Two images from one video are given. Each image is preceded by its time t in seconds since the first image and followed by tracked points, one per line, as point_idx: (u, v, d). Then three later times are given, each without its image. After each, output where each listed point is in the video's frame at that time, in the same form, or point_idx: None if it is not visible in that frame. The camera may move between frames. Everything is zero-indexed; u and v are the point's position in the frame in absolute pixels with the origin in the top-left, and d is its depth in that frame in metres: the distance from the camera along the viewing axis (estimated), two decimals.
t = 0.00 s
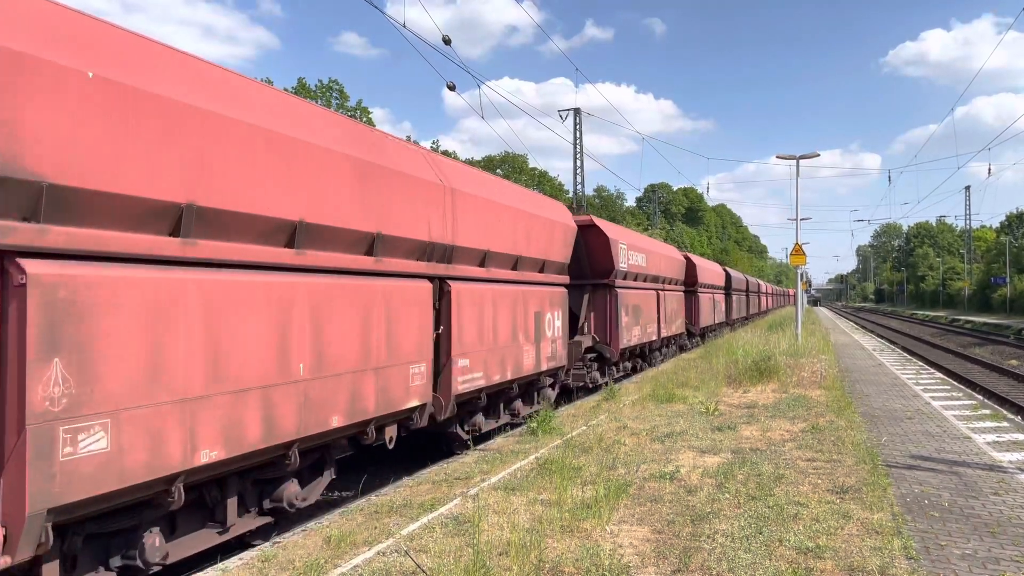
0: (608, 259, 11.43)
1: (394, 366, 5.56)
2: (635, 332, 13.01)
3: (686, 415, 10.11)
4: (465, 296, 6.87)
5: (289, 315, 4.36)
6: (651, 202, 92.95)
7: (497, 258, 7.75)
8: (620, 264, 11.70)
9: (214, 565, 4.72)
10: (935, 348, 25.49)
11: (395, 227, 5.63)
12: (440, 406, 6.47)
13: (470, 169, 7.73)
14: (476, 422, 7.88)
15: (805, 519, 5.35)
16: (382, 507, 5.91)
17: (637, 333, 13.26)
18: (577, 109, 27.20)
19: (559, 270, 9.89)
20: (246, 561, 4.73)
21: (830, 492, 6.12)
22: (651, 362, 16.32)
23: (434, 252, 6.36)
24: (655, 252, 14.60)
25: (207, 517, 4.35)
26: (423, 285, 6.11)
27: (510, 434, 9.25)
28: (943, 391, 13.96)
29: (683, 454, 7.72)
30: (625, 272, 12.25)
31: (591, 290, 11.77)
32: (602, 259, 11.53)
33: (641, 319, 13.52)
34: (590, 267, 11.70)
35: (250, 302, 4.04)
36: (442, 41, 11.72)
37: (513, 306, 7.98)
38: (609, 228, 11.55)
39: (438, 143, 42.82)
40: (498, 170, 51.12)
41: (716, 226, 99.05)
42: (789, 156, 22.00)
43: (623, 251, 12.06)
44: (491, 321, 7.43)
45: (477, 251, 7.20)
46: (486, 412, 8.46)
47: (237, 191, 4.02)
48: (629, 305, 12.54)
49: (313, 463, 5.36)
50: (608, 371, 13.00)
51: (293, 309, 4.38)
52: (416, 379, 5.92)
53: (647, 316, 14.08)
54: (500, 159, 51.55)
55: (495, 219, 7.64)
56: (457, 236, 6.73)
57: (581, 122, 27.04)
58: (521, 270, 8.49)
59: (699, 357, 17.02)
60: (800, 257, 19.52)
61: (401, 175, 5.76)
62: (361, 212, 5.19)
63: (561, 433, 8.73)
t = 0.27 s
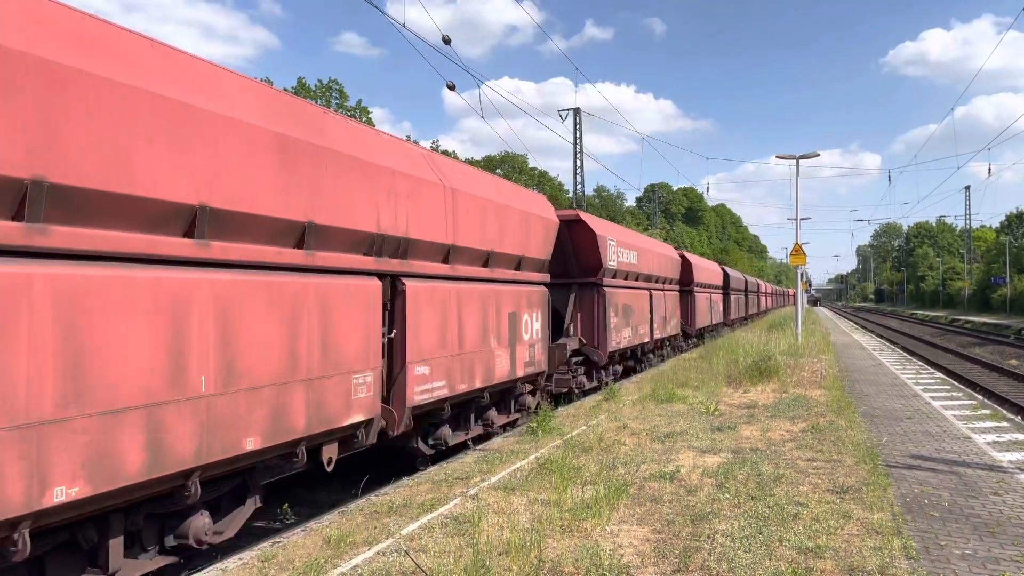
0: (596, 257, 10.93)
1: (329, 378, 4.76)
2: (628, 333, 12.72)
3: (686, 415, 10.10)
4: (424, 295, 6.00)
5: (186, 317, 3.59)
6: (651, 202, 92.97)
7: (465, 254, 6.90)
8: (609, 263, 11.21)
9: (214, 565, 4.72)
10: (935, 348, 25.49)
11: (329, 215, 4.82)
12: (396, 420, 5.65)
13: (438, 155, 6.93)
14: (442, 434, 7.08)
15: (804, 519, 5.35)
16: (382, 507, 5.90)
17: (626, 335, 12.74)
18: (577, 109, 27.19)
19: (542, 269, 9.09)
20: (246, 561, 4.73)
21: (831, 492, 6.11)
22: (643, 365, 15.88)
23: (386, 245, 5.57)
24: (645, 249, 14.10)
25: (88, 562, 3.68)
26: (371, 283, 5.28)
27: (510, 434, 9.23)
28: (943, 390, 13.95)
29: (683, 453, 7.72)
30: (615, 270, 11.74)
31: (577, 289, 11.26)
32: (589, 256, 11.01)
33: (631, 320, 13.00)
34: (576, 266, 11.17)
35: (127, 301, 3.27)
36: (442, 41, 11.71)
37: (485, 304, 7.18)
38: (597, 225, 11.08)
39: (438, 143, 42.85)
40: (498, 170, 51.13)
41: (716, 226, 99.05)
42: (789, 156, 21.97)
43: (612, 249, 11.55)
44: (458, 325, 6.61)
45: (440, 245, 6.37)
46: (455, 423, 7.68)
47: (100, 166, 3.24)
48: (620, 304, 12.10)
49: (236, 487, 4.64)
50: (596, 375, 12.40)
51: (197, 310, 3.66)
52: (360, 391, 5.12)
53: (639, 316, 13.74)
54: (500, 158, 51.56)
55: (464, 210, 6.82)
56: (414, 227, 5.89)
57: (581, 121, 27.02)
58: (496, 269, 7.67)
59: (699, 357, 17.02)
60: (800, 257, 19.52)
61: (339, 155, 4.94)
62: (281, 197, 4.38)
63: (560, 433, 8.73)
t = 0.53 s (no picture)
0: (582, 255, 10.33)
1: (245, 392, 3.99)
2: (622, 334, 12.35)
3: (686, 415, 10.10)
4: (411, 295, 5.72)
5: (135, 319, 3.30)
6: (651, 202, 92.94)
7: (427, 249, 6.10)
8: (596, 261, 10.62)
9: (215, 565, 4.71)
10: (935, 348, 25.48)
11: (243, 199, 4.04)
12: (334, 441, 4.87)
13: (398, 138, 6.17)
14: (399, 450, 6.24)
15: (805, 519, 5.35)
16: (383, 507, 5.90)
17: (617, 337, 12.09)
18: (577, 109, 27.19)
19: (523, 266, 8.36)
20: (246, 561, 4.73)
21: (831, 492, 6.11)
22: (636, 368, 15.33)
23: (322, 237, 4.75)
24: (637, 246, 13.48)
25: None
26: (301, 280, 4.50)
27: (510, 434, 9.23)
28: (943, 391, 13.95)
29: (683, 453, 7.71)
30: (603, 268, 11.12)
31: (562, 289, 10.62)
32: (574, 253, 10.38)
33: (621, 321, 12.35)
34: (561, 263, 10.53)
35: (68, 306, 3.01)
36: (442, 41, 11.72)
37: (450, 304, 6.36)
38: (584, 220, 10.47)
39: (438, 143, 42.84)
40: (498, 170, 51.12)
41: (716, 226, 99.03)
42: (789, 156, 21.95)
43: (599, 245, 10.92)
44: (418, 329, 5.80)
45: (395, 238, 5.58)
46: (417, 436, 6.86)
47: (30, 151, 2.93)
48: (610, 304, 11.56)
49: (126, 522, 3.85)
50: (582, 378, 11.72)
51: (56, 314, 2.95)
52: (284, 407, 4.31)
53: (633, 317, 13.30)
54: (501, 158, 51.55)
55: (427, 199, 6.05)
56: (359, 216, 5.09)
57: (581, 121, 27.02)
58: (466, 266, 6.90)
59: (699, 356, 17.02)
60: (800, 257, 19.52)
61: (256, 128, 4.17)
62: (174, 175, 3.60)
63: (561, 433, 8.73)
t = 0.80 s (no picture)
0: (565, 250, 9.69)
1: (120, 414, 3.34)
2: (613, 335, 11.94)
3: (685, 415, 10.12)
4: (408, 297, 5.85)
5: (143, 320, 3.46)
6: (651, 203, 92.99)
7: (373, 243, 5.49)
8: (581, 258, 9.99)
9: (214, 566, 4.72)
10: (935, 348, 25.51)
11: (188, 191, 3.80)
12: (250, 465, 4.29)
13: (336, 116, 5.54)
14: (345, 470, 5.57)
15: (804, 520, 5.36)
16: (382, 507, 5.91)
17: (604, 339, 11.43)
18: (577, 110, 27.22)
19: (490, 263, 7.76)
20: (246, 561, 4.74)
21: (830, 493, 6.13)
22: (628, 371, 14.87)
23: (234, 227, 4.15)
24: (626, 243, 12.86)
25: None
26: (202, 277, 3.88)
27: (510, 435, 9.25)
28: (943, 391, 13.96)
29: (683, 454, 7.73)
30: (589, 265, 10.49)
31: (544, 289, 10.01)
32: (556, 248, 9.72)
33: (609, 321, 11.74)
34: (542, 259, 9.86)
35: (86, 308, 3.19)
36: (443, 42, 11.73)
37: (404, 308, 5.81)
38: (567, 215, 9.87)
39: (438, 143, 42.84)
40: (498, 170, 51.15)
41: (716, 227, 99.09)
42: (789, 157, 21.96)
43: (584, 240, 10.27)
44: (359, 333, 5.19)
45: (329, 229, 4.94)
46: (370, 453, 6.19)
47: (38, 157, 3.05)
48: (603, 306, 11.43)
49: None
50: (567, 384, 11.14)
51: (76, 315, 3.14)
52: (181, 431, 3.69)
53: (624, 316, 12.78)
54: (501, 159, 51.58)
55: (370, 184, 5.43)
56: (280, 200, 4.47)
57: (581, 122, 27.06)
58: (423, 261, 6.29)
59: (699, 357, 17.03)
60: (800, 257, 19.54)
61: (138, 93, 3.53)
62: (18, 145, 2.96)
63: (561, 433, 8.75)
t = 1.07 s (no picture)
0: (546, 247, 9.06)
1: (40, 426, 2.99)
2: (603, 336, 11.42)
3: (686, 415, 10.11)
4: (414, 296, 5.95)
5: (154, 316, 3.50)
6: (651, 202, 92.96)
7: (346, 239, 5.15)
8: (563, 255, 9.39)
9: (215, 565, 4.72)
10: (935, 348, 25.49)
11: (192, 190, 3.80)
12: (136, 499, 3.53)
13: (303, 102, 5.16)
14: (274, 496, 4.81)
15: (804, 520, 5.35)
16: (383, 507, 5.90)
17: (592, 342, 10.78)
18: (577, 109, 27.22)
19: (457, 258, 6.95)
20: (246, 561, 4.73)
21: (830, 492, 6.12)
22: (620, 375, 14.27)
23: (183, 218, 3.78)
24: (616, 240, 12.25)
25: None
26: (61, 270, 3.10)
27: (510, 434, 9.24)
28: (943, 391, 13.95)
29: (683, 454, 7.72)
30: (573, 262, 9.88)
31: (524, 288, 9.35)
32: (537, 244, 9.09)
33: (597, 322, 11.10)
34: (523, 255, 9.24)
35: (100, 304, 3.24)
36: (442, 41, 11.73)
37: (351, 310, 5.06)
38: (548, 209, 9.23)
39: (438, 143, 42.80)
40: (498, 170, 51.13)
41: (716, 226, 99.07)
42: (789, 156, 21.92)
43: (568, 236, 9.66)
44: (285, 338, 4.41)
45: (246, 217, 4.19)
46: (311, 474, 5.45)
47: (46, 157, 3.06)
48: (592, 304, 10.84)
49: None
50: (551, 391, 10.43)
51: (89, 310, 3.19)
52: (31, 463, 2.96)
53: (614, 317, 12.20)
54: (501, 159, 51.57)
55: (301, 164, 4.64)
56: (173, 179, 3.69)
57: (581, 121, 27.05)
58: (373, 254, 5.52)
59: (700, 357, 17.02)
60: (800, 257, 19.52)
61: (60, 66, 3.13)
62: (24, 142, 2.97)
63: (561, 433, 8.74)
